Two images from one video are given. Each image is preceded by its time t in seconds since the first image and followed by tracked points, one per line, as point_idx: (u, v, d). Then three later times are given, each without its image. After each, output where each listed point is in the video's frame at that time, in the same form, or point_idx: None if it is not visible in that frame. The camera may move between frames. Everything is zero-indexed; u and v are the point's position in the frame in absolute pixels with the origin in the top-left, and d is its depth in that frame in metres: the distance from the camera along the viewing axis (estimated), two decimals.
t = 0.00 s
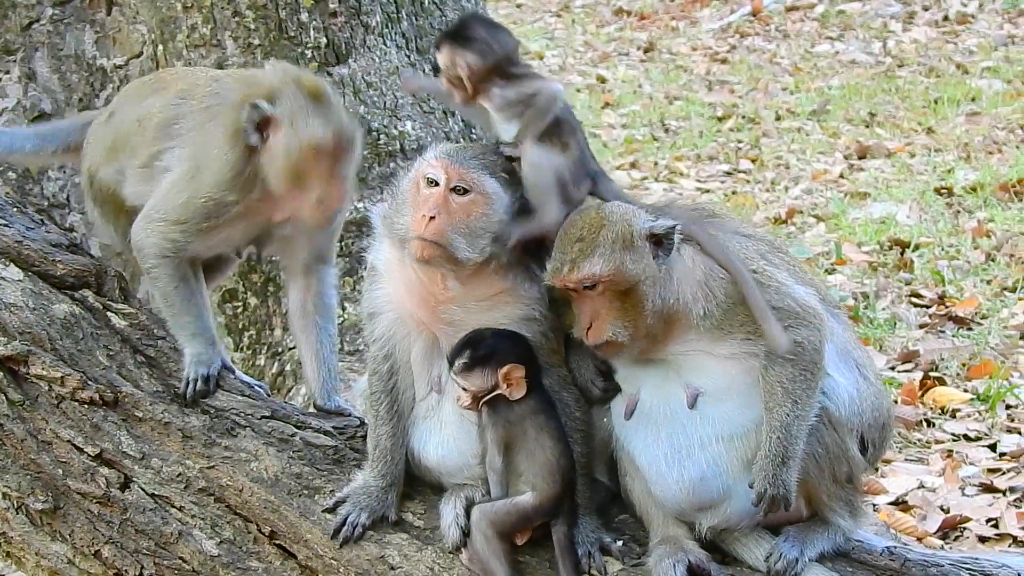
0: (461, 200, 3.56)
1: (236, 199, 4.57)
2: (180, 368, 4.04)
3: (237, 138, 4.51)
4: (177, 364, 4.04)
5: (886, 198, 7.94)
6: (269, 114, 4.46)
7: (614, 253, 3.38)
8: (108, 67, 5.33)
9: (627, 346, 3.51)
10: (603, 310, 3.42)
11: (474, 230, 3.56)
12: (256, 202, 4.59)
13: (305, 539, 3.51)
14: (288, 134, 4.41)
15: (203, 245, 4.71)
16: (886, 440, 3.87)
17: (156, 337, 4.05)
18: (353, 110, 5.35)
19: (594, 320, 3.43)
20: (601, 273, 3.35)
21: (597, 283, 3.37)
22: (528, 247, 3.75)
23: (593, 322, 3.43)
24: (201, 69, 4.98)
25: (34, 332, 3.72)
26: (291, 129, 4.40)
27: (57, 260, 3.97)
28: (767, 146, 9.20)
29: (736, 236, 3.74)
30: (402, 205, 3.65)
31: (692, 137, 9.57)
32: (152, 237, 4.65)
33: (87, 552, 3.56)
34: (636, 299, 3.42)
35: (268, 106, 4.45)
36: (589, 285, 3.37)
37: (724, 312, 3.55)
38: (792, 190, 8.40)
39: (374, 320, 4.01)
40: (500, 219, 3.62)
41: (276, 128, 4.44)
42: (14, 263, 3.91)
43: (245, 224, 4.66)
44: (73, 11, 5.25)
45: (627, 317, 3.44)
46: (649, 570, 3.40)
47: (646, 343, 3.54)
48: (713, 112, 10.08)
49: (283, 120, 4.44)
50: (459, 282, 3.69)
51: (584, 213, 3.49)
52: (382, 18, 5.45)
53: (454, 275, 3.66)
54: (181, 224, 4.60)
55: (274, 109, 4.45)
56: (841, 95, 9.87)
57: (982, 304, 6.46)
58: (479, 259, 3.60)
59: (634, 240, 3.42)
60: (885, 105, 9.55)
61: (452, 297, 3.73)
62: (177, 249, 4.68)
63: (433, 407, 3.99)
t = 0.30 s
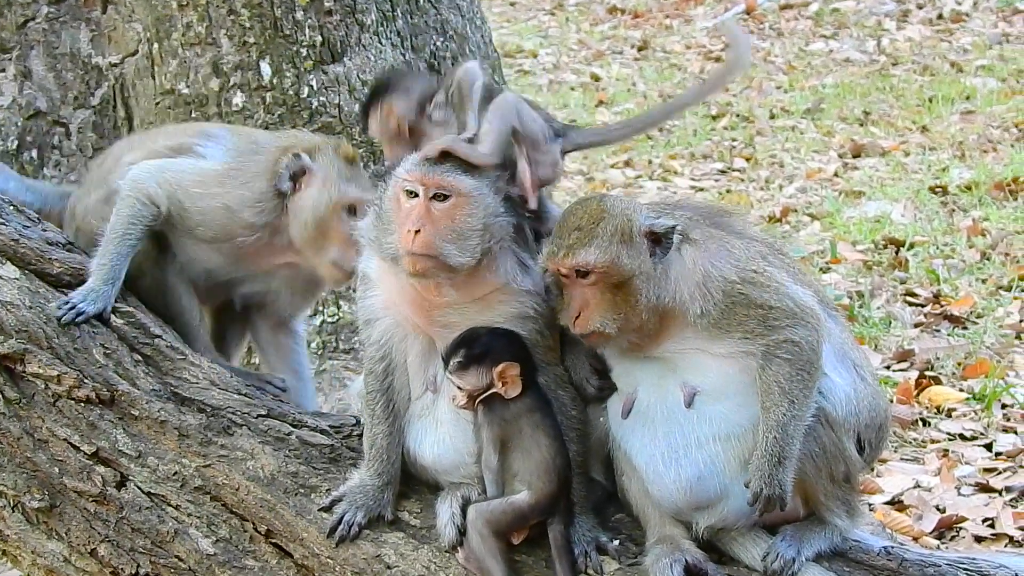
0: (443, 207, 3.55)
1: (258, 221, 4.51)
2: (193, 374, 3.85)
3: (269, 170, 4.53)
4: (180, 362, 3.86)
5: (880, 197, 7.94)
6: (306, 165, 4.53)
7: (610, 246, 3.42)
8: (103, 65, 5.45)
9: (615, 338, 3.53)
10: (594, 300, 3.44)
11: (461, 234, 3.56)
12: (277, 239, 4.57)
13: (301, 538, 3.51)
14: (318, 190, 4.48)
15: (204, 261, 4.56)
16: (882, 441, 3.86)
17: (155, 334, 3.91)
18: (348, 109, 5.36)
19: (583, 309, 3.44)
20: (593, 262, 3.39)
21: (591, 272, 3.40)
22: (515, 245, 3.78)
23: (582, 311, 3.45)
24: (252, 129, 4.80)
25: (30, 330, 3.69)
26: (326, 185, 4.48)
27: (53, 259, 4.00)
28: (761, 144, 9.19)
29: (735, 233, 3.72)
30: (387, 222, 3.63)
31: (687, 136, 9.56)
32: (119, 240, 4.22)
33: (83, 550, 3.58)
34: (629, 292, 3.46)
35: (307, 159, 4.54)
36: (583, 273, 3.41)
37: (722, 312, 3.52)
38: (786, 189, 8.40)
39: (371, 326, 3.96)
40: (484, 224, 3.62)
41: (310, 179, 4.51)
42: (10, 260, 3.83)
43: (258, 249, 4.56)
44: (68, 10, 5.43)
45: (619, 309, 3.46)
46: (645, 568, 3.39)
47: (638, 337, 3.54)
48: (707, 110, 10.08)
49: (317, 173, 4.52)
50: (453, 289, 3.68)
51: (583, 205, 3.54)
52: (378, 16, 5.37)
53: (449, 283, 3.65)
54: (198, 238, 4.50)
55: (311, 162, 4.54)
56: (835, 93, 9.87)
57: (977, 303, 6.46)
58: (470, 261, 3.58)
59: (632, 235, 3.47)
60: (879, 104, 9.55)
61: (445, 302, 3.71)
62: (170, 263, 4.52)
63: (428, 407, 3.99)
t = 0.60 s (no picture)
0: (453, 189, 3.53)
1: (277, 237, 4.61)
2: (201, 372, 3.85)
3: (280, 186, 4.64)
4: (187, 359, 3.86)
5: (886, 197, 7.91)
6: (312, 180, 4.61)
7: (619, 239, 3.48)
8: (110, 62, 5.48)
9: (617, 332, 3.56)
10: (597, 290, 3.49)
11: (469, 217, 3.54)
12: (292, 255, 4.64)
13: (308, 535, 3.50)
14: (315, 200, 4.55)
15: (227, 285, 4.67)
16: (889, 442, 3.84)
17: (164, 331, 3.92)
18: (354, 107, 5.30)
19: (585, 297, 3.49)
20: (599, 252, 3.45)
21: (596, 261, 3.46)
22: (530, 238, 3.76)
23: (584, 299, 3.49)
24: (274, 161, 4.94)
25: (39, 327, 3.71)
26: (320, 193, 4.54)
27: (61, 255, 4.04)
28: (766, 144, 9.16)
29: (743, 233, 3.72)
30: (397, 204, 3.61)
31: (692, 134, 9.54)
32: (136, 236, 4.29)
33: (90, 546, 3.58)
34: (633, 285, 3.49)
35: (312, 172, 4.62)
36: (589, 261, 3.47)
37: (729, 311, 3.52)
38: (791, 188, 8.37)
39: (377, 319, 3.94)
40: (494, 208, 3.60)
41: (311, 192, 4.58)
42: (18, 257, 3.87)
43: (279, 268, 4.65)
44: (75, 7, 5.47)
45: (622, 302, 3.50)
46: (652, 568, 3.39)
47: (642, 333, 3.58)
48: (712, 109, 10.05)
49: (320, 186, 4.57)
50: (460, 272, 3.68)
51: (595, 198, 3.60)
52: (384, 15, 5.34)
53: (454, 267, 3.65)
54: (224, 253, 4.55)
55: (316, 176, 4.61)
56: (841, 93, 9.84)
57: (984, 304, 6.44)
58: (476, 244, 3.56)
59: (643, 229, 3.52)
60: (885, 104, 9.51)
61: (453, 290, 3.72)
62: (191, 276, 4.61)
63: (436, 404, 3.98)
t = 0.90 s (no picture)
0: (461, 187, 3.52)
1: (281, 242, 4.61)
2: (208, 371, 3.89)
3: (284, 193, 4.63)
4: (194, 359, 3.90)
5: (896, 197, 7.91)
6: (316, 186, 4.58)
7: (623, 239, 3.47)
8: (119, 61, 5.48)
9: (622, 331, 3.55)
10: (600, 289, 3.49)
11: (477, 215, 3.54)
12: (297, 260, 4.63)
13: (315, 535, 3.51)
14: (323, 205, 4.50)
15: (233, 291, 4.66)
16: (895, 443, 3.84)
17: (171, 332, 3.95)
18: (364, 106, 5.32)
19: (588, 296, 3.48)
20: (602, 252, 3.45)
21: (599, 261, 3.46)
22: (535, 237, 3.76)
23: (587, 298, 3.49)
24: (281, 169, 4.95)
25: (46, 326, 3.72)
26: (329, 198, 4.50)
27: (69, 255, 4.05)
28: (775, 144, 9.16)
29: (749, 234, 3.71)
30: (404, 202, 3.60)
31: (701, 134, 9.54)
32: (147, 236, 4.31)
33: (97, 545, 3.57)
34: (636, 285, 3.50)
35: (316, 178, 4.60)
36: (593, 260, 3.47)
37: (735, 312, 3.52)
38: (801, 188, 8.37)
39: (384, 321, 3.96)
40: (501, 206, 3.59)
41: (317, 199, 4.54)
42: (26, 256, 3.89)
43: (283, 272, 4.65)
44: (84, 6, 5.49)
45: (625, 302, 3.50)
46: (658, 568, 3.39)
47: (645, 332, 3.57)
48: (722, 109, 10.05)
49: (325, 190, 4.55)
50: (468, 271, 3.67)
51: (603, 196, 3.60)
52: (394, 14, 5.36)
53: (462, 265, 3.64)
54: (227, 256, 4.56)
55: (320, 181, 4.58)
56: (851, 93, 9.84)
57: (992, 304, 6.43)
58: (484, 242, 3.56)
59: (647, 229, 3.52)
60: (894, 104, 9.51)
61: (460, 290, 3.70)
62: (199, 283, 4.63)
63: (444, 404, 3.98)
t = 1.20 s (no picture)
0: (462, 180, 3.51)
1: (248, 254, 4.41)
2: (208, 371, 3.89)
3: (255, 204, 4.43)
4: (194, 359, 3.90)
5: (896, 197, 7.91)
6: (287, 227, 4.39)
7: (621, 240, 3.49)
8: (119, 61, 5.47)
9: (622, 334, 3.57)
10: (600, 290, 3.51)
11: (478, 208, 3.53)
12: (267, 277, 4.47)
13: (314, 535, 3.50)
14: (309, 247, 4.38)
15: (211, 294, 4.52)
16: (894, 443, 3.85)
17: (170, 331, 3.95)
18: (364, 106, 5.31)
19: (588, 298, 3.51)
20: (601, 253, 3.47)
21: (598, 263, 3.48)
22: (536, 234, 3.79)
23: (587, 300, 3.51)
24: (254, 167, 4.71)
25: (46, 326, 3.74)
26: (313, 242, 4.38)
27: (68, 254, 4.04)
28: (776, 144, 9.17)
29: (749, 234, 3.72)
30: (404, 197, 3.59)
31: (702, 134, 9.55)
32: (141, 232, 4.23)
33: (97, 545, 3.57)
34: (635, 286, 3.51)
35: (281, 218, 4.39)
36: (592, 262, 3.48)
37: (734, 312, 3.52)
38: (801, 188, 8.38)
39: (384, 318, 3.93)
40: (501, 198, 3.58)
41: (297, 241, 4.40)
42: (26, 256, 3.92)
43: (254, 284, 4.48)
44: (85, 7, 5.49)
45: (624, 304, 3.51)
46: (658, 568, 3.39)
47: (644, 334, 3.59)
48: (723, 109, 10.05)
49: (303, 231, 4.39)
50: (468, 266, 3.65)
51: (601, 197, 3.62)
52: (394, 14, 5.37)
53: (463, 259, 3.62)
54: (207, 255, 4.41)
55: (291, 222, 4.39)
56: (851, 93, 9.85)
57: (992, 305, 6.43)
58: (486, 234, 3.55)
59: (645, 228, 3.53)
60: (895, 104, 9.52)
61: (460, 287, 3.70)
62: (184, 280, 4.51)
63: (444, 402, 3.98)
